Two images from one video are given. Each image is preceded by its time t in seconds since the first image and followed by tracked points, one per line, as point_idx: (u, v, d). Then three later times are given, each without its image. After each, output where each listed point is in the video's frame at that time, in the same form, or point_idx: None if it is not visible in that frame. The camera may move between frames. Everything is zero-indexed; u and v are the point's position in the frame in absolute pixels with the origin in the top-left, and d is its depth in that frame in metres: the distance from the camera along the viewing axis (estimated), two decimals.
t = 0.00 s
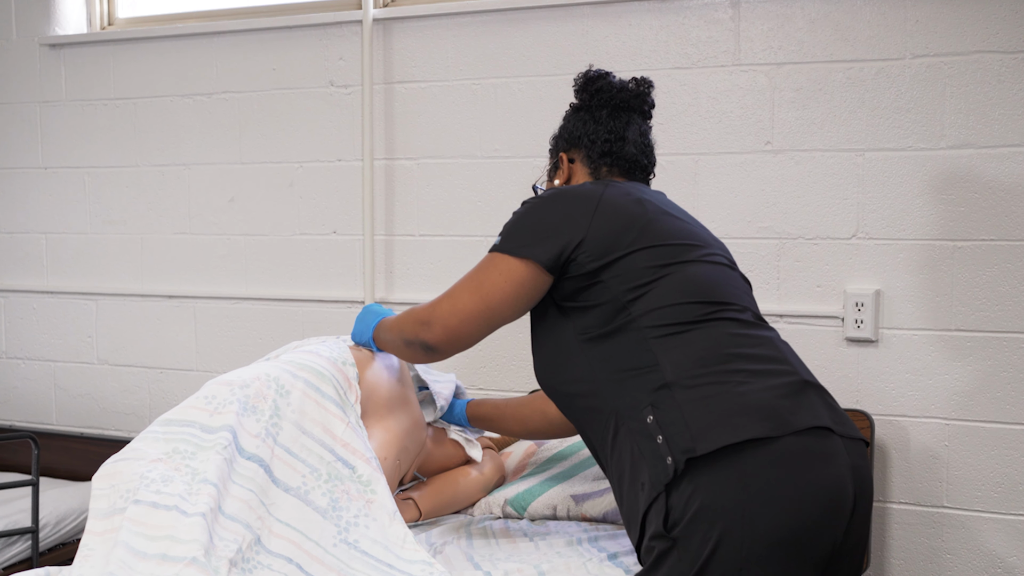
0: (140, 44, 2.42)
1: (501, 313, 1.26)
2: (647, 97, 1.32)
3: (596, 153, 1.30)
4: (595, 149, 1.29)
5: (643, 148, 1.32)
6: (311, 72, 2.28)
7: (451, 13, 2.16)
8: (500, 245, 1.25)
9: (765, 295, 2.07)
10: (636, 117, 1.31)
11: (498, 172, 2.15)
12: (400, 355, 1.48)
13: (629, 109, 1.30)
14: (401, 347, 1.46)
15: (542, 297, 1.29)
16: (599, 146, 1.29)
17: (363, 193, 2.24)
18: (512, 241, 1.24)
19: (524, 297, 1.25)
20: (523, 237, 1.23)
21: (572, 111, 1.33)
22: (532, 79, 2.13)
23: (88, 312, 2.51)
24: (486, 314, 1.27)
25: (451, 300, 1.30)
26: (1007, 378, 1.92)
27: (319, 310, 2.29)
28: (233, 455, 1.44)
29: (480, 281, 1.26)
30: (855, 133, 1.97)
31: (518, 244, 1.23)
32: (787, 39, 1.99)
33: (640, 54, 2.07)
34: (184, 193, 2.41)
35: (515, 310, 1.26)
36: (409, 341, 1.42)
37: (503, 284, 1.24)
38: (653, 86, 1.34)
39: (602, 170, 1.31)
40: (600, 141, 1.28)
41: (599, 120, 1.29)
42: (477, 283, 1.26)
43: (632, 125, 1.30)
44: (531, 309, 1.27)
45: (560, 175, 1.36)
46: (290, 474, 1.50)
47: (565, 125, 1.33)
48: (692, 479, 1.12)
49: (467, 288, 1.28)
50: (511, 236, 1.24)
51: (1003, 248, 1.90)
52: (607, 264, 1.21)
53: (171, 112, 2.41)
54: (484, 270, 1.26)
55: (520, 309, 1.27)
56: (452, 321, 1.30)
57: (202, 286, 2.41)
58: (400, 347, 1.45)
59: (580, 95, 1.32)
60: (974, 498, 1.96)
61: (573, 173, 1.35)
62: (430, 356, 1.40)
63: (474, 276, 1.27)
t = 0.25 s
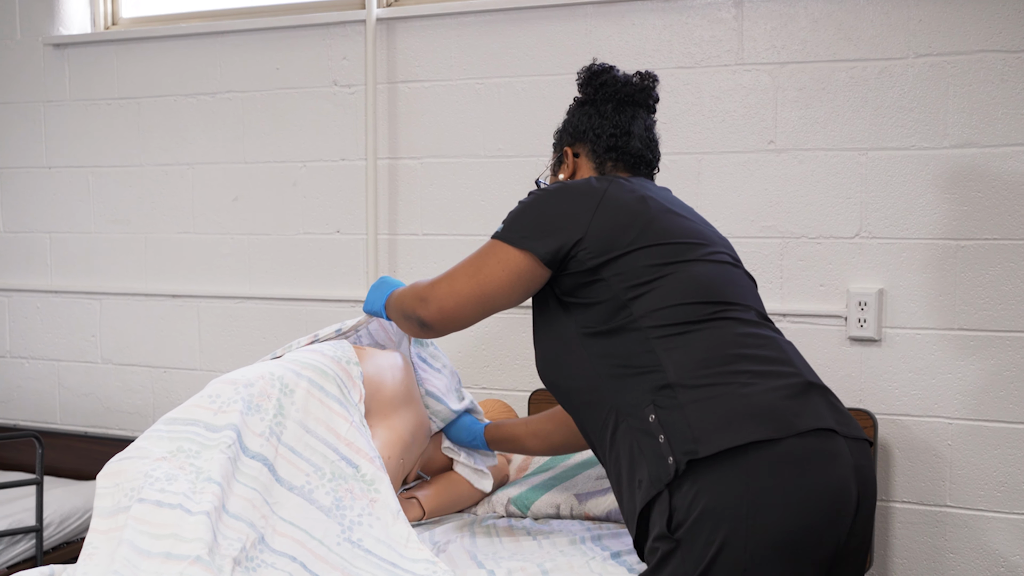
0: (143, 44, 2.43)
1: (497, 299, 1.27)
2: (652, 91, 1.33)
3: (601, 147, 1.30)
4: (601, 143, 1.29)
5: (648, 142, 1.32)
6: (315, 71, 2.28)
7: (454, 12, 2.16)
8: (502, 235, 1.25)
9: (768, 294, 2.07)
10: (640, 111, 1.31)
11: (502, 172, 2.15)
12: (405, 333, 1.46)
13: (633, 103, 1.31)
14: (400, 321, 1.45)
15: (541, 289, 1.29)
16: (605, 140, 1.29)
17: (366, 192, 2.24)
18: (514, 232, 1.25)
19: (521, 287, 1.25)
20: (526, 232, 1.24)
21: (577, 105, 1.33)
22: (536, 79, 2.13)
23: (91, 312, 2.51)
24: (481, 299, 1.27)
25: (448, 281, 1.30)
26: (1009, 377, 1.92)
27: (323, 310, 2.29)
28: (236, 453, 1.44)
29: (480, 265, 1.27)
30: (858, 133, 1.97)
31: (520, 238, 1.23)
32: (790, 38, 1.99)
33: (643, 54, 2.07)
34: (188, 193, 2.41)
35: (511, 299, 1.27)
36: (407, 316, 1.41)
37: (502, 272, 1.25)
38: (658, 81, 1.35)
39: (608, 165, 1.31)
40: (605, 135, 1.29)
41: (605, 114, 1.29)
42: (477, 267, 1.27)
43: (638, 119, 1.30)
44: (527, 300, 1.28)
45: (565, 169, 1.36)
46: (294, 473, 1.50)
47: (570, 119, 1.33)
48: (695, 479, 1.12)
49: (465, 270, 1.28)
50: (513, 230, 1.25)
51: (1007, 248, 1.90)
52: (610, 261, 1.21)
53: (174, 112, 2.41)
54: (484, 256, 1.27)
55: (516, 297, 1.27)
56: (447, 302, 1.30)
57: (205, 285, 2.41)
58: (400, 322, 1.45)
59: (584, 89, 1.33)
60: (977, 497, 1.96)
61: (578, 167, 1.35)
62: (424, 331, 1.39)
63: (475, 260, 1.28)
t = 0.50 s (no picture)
0: (146, 43, 2.43)
1: (504, 299, 1.27)
2: (659, 89, 1.33)
3: (610, 145, 1.30)
4: (610, 141, 1.30)
5: (656, 140, 1.32)
6: (317, 71, 2.28)
7: (456, 12, 2.16)
8: (508, 233, 1.25)
9: (770, 293, 2.07)
10: (648, 109, 1.31)
11: (504, 171, 2.16)
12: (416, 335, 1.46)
13: (641, 101, 1.31)
14: (409, 325, 1.46)
15: (548, 288, 1.29)
16: (614, 138, 1.29)
17: (368, 191, 2.24)
18: (519, 228, 1.25)
19: (528, 286, 1.26)
20: (531, 228, 1.24)
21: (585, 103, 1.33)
22: (538, 78, 2.13)
23: (94, 311, 2.52)
24: (491, 300, 1.28)
25: (457, 283, 1.31)
26: (1011, 376, 1.92)
27: (325, 309, 2.30)
28: (238, 452, 1.44)
29: (487, 265, 1.27)
30: (860, 132, 1.97)
31: (525, 234, 1.24)
32: (792, 38, 1.99)
33: (645, 53, 2.08)
34: (190, 192, 2.42)
35: (519, 298, 1.27)
36: (416, 318, 1.42)
37: (509, 271, 1.25)
38: (664, 79, 1.35)
39: (616, 162, 1.31)
40: (615, 133, 1.29)
41: (615, 112, 1.29)
42: (485, 268, 1.27)
43: (647, 118, 1.30)
44: (535, 299, 1.28)
45: (573, 166, 1.36)
46: (296, 472, 1.50)
47: (578, 115, 1.33)
48: (694, 477, 1.13)
49: (474, 271, 1.29)
50: (519, 226, 1.25)
51: (1008, 247, 1.90)
52: (614, 258, 1.21)
53: (176, 111, 2.42)
54: (492, 256, 1.27)
55: (523, 297, 1.27)
56: (457, 304, 1.31)
57: (208, 284, 2.41)
58: (409, 325, 1.46)
59: (592, 87, 1.32)
60: (978, 496, 1.96)
61: (586, 164, 1.35)
62: (434, 334, 1.41)
63: (483, 259, 1.28)
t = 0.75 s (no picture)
0: (147, 44, 2.43)
1: (505, 302, 1.27)
2: (660, 96, 1.34)
3: (613, 148, 1.30)
4: (613, 144, 1.30)
5: (657, 145, 1.33)
6: (317, 71, 2.28)
7: (457, 13, 2.16)
8: (509, 235, 1.26)
9: (769, 293, 2.07)
10: (649, 115, 1.32)
11: (504, 171, 2.16)
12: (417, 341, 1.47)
13: (642, 106, 1.31)
14: (412, 332, 1.47)
15: (548, 290, 1.29)
16: (617, 141, 1.29)
17: (368, 191, 2.24)
18: (519, 230, 1.25)
19: (529, 288, 1.26)
20: (531, 230, 1.24)
21: (586, 109, 1.33)
22: (538, 78, 2.13)
23: (95, 311, 2.52)
24: (493, 303, 1.28)
25: (458, 287, 1.31)
26: (1010, 376, 1.92)
27: (325, 309, 2.30)
28: (236, 452, 1.44)
29: (488, 268, 1.27)
30: (860, 132, 1.97)
31: (525, 236, 1.24)
32: (792, 38, 2.00)
33: (645, 53, 2.08)
34: (191, 192, 2.42)
35: (520, 301, 1.27)
36: (419, 325, 1.43)
37: (510, 274, 1.25)
38: (664, 86, 1.36)
39: (618, 166, 1.31)
40: (617, 137, 1.29)
41: (617, 117, 1.29)
42: (486, 271, 1.28)
43: (649, 123, 1.31)
44: (536, 301, 1.28)
45: (575, 170, 1.36)
46: (295, 470, 1.50)
47: (581, 120, 1.33)
48: (693, 477, 1.13)
49: (475, 275, 1.29)
50: (520, 228, 1.25)
51: (1007, 247, 1.90)
52: (614, 259, 1.21)
53: (177, 111, 2.42)
54: (492, 259, 1.28)
55: (523, 300, 1.27)
56: (458, 307, 1.31)
57: (208, 284, 2.41)
58: (412, 332, 1.47)
59: (593, 93, 1.33)
60: (978, 496, 1.97)
61: (588, 168, 1.35)
62: (437, 341, 1.41)
63: (484, 262, 1.29)
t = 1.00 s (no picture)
0: (148, 43, 2.43)
1: (505, 303, 1.28)
2: (658, 95, 1.34)
3: (613, 147, 1.30)
4: (613, 143, 1.30)
5: (656, 144, 1.33)
6: (319, 70, 2.28)
7: (458, 12, 2.16)
8: (509, 235, 1.26)
9: (771, 292, 2.07)
10: (649, 114, 1.32)
11: (505, 170, 2.16)
12: (418, 342, 1.48)
13: (641, 105, 1.32)
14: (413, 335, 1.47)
15: (549, 290, 1.29)
16: (617, 141, 1.29)
17: (370, 190, 2.24)
18: (519, 231, 1.25)
19: (530, 288, 1.26)
20: (531, 230, 1.24)
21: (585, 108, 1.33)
22: (539, 77, 2.13)
23: (97, 310, 2.52)
24: (493, 303, 1.28)
25: (459, 288, 1.32)
26: (1012, 375, 1.93)
27: (327, 308, 2.30)
28: (239, 451, 1.44)
29: (488, 270, 1.28)
30: (862, 130, 1.97)
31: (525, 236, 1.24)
32: (793, 37, 2.00)
33: (646, 52, 2.08)
34: (193, 191, 2.42)
35: (521, 301, 1.28)
36: (420, 328, 1.43)
37: (510, 274, 1.26)
38: (662, 85, 1.36)
39: (618, 165, 1.31)
40: (617, 136, 1.29)
41: (616, 116, 1.29)
42: (486, 272, 1.28)
43: (648, 122, 1.31)
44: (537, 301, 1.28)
45: (574, 169, 1.36)
46: (297, 469, 1.51)
47: (580, 119, 1.33)
48: (695, 475, 1.13)
49: (475, 276, 1.29)
50: (520, 229, 1.25)
51: (1009, 245, 1.90)
52: (615, 258, 1.21)
53: (179, 111, 2.42)
54: (492, 260, 1.28)
55: (524, 301, 1.27)
56: (459, 309, 1.32)
57: (210, 283, 2.42)
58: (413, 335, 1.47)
59: (592, 92, 1.33)
60: (980, 495, 1.97)
61: (588, 167, 1.35)
62: (438, 343, 1.41)
63: (484, 263, 1.29)
